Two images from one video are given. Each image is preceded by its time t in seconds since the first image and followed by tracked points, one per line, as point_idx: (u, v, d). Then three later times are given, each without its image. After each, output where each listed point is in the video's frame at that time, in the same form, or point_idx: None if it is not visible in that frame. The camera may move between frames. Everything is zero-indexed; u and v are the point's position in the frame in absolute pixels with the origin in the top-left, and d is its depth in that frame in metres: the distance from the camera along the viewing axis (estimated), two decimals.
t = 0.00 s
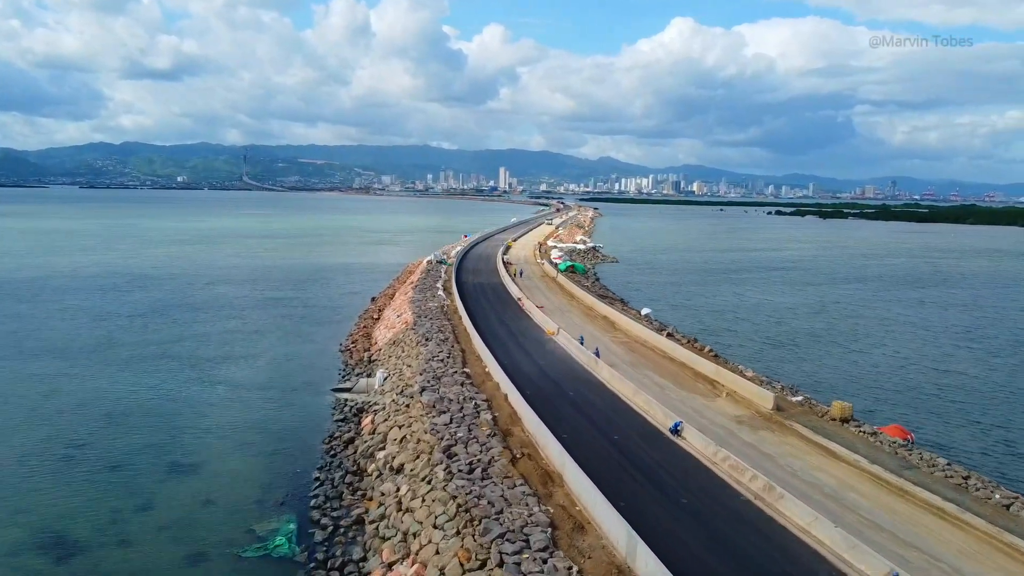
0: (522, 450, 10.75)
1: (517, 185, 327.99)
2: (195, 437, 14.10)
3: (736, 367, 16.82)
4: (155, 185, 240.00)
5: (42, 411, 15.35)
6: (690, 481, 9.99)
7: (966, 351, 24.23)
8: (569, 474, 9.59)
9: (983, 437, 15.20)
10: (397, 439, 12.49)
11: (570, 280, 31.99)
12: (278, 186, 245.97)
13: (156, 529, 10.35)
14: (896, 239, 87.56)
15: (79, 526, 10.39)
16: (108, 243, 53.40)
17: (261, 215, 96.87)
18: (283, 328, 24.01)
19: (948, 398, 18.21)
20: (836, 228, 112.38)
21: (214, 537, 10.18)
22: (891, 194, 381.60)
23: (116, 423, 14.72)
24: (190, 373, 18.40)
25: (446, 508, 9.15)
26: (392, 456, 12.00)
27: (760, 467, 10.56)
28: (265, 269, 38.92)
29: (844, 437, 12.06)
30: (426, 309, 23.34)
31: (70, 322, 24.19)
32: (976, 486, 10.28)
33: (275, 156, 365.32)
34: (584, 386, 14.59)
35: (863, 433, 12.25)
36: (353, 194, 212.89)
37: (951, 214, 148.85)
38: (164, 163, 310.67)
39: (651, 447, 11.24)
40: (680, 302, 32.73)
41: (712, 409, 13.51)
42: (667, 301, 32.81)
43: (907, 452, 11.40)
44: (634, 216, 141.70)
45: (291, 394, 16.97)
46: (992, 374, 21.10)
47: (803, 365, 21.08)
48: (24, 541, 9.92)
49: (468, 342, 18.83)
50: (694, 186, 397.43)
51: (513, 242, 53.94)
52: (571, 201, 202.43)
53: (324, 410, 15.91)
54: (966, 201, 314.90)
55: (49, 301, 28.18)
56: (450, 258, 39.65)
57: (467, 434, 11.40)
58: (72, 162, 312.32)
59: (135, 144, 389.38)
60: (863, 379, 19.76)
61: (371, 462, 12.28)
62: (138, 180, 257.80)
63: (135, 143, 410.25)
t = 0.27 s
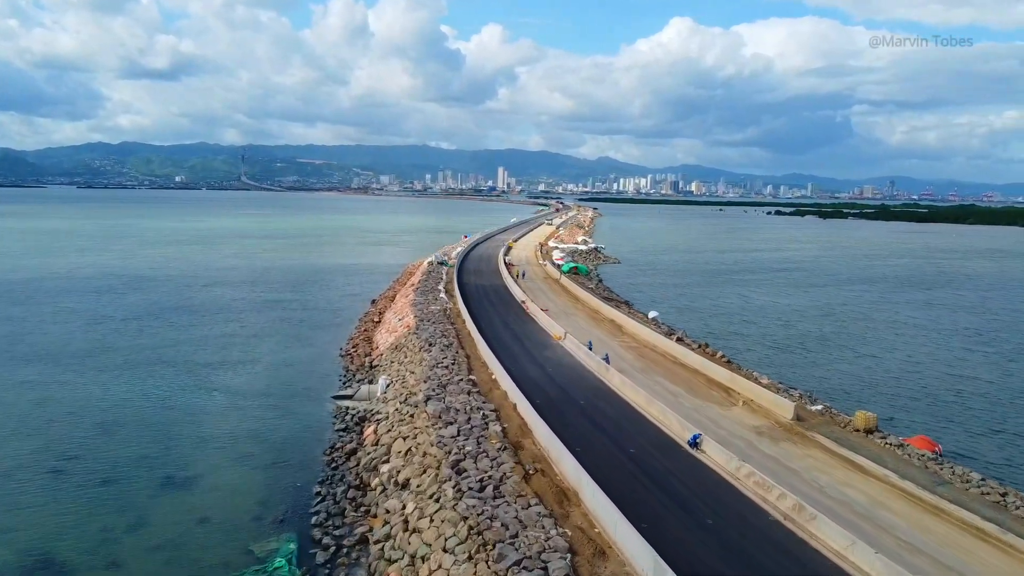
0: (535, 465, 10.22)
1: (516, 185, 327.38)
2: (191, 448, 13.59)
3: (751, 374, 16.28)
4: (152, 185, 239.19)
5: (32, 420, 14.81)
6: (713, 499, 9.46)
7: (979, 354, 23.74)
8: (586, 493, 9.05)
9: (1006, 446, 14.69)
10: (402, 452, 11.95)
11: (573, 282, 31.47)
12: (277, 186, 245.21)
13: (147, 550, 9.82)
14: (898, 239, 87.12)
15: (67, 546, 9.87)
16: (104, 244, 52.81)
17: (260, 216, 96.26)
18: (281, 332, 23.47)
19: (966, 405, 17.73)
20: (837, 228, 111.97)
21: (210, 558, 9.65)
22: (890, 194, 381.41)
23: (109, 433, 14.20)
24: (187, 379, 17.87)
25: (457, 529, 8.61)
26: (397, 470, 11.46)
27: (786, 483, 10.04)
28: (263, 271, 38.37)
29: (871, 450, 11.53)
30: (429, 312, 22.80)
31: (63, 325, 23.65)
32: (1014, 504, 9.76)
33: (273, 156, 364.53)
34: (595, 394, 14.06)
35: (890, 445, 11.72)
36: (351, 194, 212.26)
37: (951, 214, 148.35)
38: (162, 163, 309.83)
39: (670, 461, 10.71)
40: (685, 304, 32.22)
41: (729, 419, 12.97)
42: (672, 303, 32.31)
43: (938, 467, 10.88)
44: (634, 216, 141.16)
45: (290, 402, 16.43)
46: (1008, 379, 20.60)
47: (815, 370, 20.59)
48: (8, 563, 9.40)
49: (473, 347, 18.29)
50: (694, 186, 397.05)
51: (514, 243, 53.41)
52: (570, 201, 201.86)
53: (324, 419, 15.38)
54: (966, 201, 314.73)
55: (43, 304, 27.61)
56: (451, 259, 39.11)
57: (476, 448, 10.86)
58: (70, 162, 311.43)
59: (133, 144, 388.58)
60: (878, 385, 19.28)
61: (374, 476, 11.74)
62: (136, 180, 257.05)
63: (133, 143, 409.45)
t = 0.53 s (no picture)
0: (551, 484, 9.59)
1: (514, 185, 326.92)
2: (187, 461, 12.96)
3: (769, 381, 15.66)
4: (151, 185, 238.62)
5: (19, 430, 14.19)
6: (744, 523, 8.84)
7: (997, 359, 23.13)
8: (608, 516, 8.43)
9: None
10: (408, 467, 11.32)
11: (579, 284, 30.85)
12: (275, 186, 244.68)
13: None
14: (901, 239, 86.59)
15: (53, 571, 9.27)
16: (101, 244, 52.18)
17: (259, 215, 95.71)
18: (280, 336, 22.84)
19: (990, 413, 17.14)
20: (839, 228, 111.48)
21: None
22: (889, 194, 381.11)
23: (101, 445, 13.56)
24: (182, 386, 17.23)
25: (471, 557, 8.00)
26: (404, 488, 10.82)
27: (820, 503, 9.42)
28: (262, 272, 37.72)
29: (904, 465, 10.91)
30: (432, 316, 22.18)
31: (56, 330, 22.99)
32: None
33: (272, 156, 363.89)
34: (610, 404, 13.46)
35: (924, 460, 11.10)
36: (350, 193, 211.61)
37: (952, 214, 147.81)
38: (161, 162, 308.95)
39: (694, 479, 10.10)
40: (692, 307, 31.64)
41: (752, 431, 12.36)
42: (679, 306, 31.72)
43: (978, 485, 10.26)
44: (635, 216, 140.61)
45: (290, 411, 15.78)
46: None
47: (831, 376, 19.99)
48: None
49: (479, 353, 17.66)
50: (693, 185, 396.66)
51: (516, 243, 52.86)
52: (569, 201, 201.24)
53: (326, 429, 14.74)
54: (965, 201, 314.46)
55: (37, 307, 27.00)
56: (453, 260, 38.49)
57: (488, 465, 10.23)
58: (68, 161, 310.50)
59: (131, 144, 387.43)
60: (896, 392, 18.69)
61: (379, 493, 11.12)
62: (135, 180, 256.35)
63: (131, 143, 408.27)
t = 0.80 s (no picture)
0: (571, 505, 8.97)
1: (513, 184, 326.14)
2: (182, 475, 12.35)
3: (790, 390, 15.05)
4: (149, 184, 237.74)
5: (9, 441, 13.59)
6: (779, 549, 8.24)
7: (1016, 364, 22.55)
8: (636, 542, 7.82)
9: None
10: (416, 484, 10.70)
11: (585, 286, 30.24)
12: (273, 185, 243.87)
13: None
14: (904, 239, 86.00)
15: None
16: (98, 244, 51.52)
17: (258, 215, 95.03)
18: (280, 340, 22.23)
19: (1015, 421, 16.56)
20: (840, 228, 110.92)
21: None
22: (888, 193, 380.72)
23: (92, 457, 12.94)
24: (179, 393, 16.59)
25: None
26: (412, 506, 10.20)
27: (859, 526, 8.82)
28: (261, 273, 37.09)
29: (942, 482, 10.31)
30: (437, 320, 21.57)
31: (49, 333, 22.33)
32: None
33: (270, 155, 363.03)
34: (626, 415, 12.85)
35: (962, 476, 10.50)
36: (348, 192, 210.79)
37: (954, 213, 147.22)
38: (159, 162, 308.00)
39: (723, 498, 9.49)
40: (699, 309, 31.06)
41: (777, 444, 11.76)
42: (686, 308, 31.13)
43: None
44: (635, 215, 139.93)
45: (291, 420, 15.16)
46: None
47: (849, 382, 19.37)
48: None
49: (486, 359, 17.05)
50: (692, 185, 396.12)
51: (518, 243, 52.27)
52: (569, 200, 200.63)
53: (328, 439, 14.12)
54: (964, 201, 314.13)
55: (31, 309, 26.36)
56: (455, 261, 37.88)
57: (502, 483, 9.62)
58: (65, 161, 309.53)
59: (128, 143, 386.23)
60: (917, 399, 18.07)
61: (386, 512, 10.49)
62: (133, 179, 255.41)
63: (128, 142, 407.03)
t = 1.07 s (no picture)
0: (594, 530, 8.36)
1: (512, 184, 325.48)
2: (177, 492, 11.68)
3: (811, 399, 14.44)
4: (146, 184, 236.82)
5: None
6: None
7: None
8: None
9: None
10: (424, 503, 10.06)
11: (590, 288, 29.63)
12: (271, 185, 243.08)
13: None
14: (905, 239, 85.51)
15: None
16: (93, 245, 50.79)
17: (255, 215, 94.26)
18: (279, 345, 21.58)
19: None
20: (841, 228, 110.39)
21: None
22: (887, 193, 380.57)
23: (82, 473, 12.27)
24: (173, 403, 15.92)
25: None
26: (421, 529, 9.57)
27: (904, 555, 8.19)
28: (259, 275, 36.42)
29: (984, 503, 9.72)
30: (440, 324, 20.95)
31: (41, 338, 21.66)
32: None
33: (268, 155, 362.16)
34: (643, 427, 12.23)
35: (1005, 495, 9.91)
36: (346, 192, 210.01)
37: (953, 212, 146.79)
38: (156, 161, 306.97)
39: (754, 522, 8.88)
40: (706, 312, 30.48)
41: (804, 459, 11.15)
42: (693, 310, 30.55)
43: None
44: (635, 215, 139.29)
45: (291, 431, 14.53)
46: None
47: (867, 390, 18.75)
48: None
49: (493, 366, 16.41)
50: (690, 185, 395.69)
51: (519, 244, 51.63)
52: (568, 200, 200.05)
53: (329, 452, 13.48)
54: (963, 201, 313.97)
55: (23, 313, 25.66)
56: (457, 263, 37.25)
57: (518, 506, 9.00)
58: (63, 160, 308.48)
59: (126, 143, 385.20)
60: (940, 407, 17.46)
61: (392, 535, 9.86)
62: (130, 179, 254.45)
63: (126, 142, 405.83)
